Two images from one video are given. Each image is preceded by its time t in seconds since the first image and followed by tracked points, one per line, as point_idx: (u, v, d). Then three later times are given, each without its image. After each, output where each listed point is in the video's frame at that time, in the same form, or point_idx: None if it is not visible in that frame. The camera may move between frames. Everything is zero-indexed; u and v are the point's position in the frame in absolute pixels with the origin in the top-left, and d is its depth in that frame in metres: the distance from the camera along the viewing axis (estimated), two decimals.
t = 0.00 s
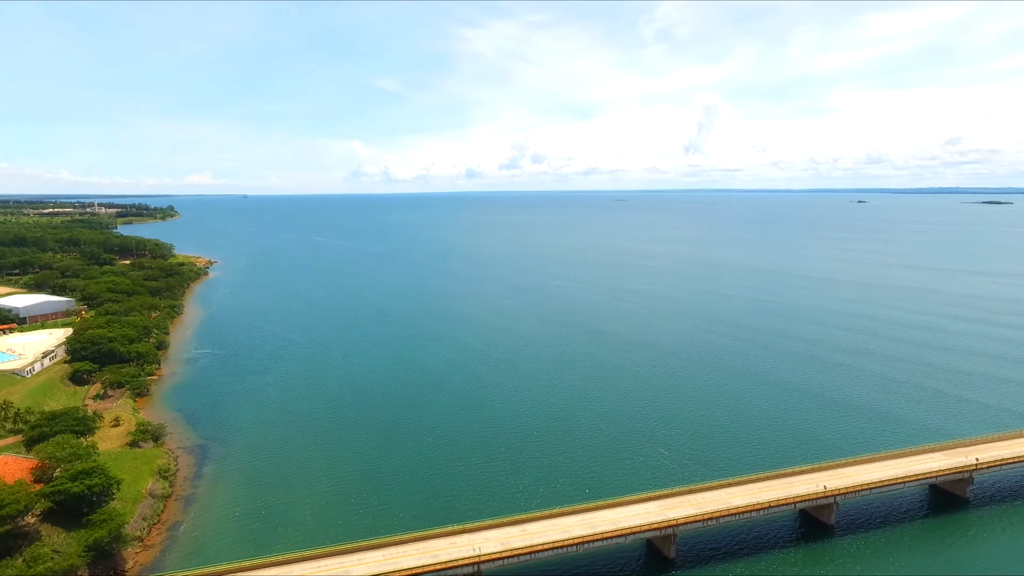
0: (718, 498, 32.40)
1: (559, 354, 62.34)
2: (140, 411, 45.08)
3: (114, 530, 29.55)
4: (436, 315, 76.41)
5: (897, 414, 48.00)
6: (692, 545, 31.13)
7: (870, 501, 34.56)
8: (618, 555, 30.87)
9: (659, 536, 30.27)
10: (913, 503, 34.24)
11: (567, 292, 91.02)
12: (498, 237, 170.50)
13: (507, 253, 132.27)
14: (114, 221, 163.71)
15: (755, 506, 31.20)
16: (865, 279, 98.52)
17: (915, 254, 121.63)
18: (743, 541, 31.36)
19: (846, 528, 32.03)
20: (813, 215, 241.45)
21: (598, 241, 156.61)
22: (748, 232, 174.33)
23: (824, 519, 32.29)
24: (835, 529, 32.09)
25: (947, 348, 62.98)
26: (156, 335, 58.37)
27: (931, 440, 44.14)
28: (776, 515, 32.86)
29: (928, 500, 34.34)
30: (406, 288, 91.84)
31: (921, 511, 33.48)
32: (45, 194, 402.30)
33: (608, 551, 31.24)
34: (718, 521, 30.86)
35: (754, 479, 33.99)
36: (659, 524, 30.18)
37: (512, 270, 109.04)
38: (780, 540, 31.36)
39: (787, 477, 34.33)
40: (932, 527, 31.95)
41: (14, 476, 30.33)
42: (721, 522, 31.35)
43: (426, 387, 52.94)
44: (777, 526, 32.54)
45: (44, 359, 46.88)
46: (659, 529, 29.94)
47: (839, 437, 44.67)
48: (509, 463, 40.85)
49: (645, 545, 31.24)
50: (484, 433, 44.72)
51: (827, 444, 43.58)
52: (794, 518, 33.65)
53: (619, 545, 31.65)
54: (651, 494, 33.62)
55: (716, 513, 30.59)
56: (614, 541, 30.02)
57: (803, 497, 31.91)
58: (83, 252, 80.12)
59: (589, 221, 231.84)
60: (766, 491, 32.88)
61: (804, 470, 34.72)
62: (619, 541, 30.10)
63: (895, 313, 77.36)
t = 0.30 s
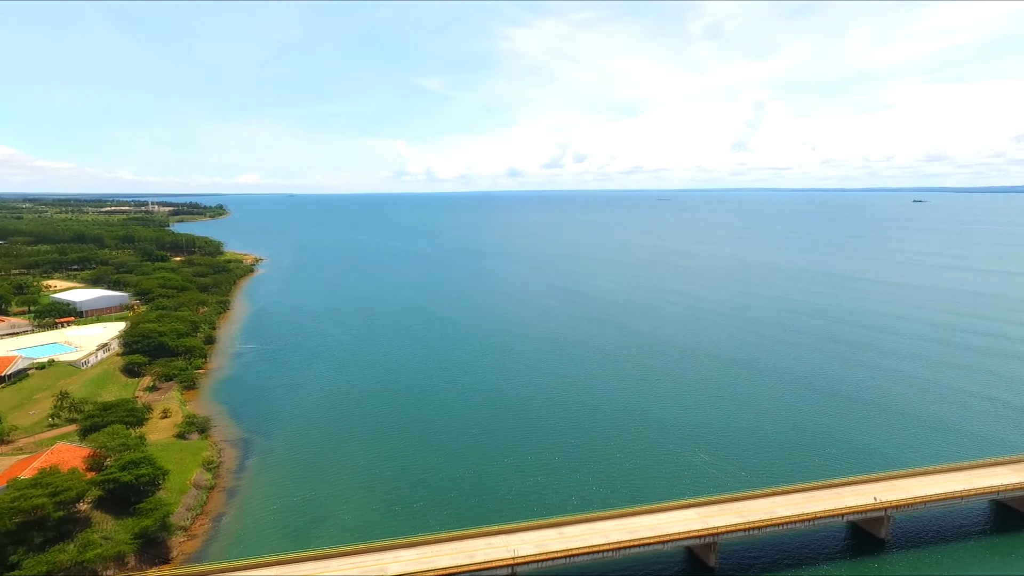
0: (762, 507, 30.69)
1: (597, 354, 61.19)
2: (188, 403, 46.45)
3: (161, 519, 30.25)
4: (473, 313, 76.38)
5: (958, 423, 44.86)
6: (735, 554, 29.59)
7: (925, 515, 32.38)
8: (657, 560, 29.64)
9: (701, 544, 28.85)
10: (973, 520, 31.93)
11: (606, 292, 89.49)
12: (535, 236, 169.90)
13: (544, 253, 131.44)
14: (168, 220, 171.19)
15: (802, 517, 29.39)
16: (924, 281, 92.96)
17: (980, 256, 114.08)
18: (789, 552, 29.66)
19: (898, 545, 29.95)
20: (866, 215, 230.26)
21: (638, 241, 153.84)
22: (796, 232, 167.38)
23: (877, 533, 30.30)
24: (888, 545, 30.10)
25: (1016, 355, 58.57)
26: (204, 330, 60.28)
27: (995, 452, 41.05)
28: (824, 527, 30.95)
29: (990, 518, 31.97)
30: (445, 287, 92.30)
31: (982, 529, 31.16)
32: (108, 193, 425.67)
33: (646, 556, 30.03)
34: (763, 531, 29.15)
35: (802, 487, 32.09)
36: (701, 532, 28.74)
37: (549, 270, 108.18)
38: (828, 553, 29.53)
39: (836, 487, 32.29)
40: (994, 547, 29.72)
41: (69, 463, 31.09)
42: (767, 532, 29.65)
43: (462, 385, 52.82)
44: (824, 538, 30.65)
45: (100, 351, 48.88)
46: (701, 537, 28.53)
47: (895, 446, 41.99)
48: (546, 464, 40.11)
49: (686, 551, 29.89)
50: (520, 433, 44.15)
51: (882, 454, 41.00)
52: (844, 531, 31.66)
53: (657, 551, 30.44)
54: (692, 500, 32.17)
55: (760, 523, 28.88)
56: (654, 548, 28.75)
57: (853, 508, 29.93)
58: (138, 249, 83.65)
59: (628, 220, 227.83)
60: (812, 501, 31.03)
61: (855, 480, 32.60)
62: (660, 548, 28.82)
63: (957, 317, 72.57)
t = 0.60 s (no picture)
0: (797, 516, 29.20)
1: (626, 356, 59.98)
2: (221, 399, 47.19)
3: (192, 513, 30.68)
4: (501, 313, 76.00)
5: (1010, 433, 42.20)
6: (769, 565, 28.17)
7: (971, 530, 30.48)
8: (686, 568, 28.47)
9: (733, 553, 27.59)
10: None
11: (636, 292, 87.95)
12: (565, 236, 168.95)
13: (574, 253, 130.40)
14: (207, 219, 176.44)
15: (840, 527, 27.82)
16: (974, 283, 88.22)
17: None
18: (826, 563, 28.10)
19: (943, 560, 28.20)
20: (911, 215, 220.82)
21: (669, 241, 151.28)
22: (835, 232, 161.49)
23: (920, 547, 28.58)
24: (932, 560, 28.37)
25: None
26: (237, 327, 61.43)
27: None
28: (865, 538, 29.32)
29: None
30: (473, 286, 92.25)
31: None
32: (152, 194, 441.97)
33: (675, 564, 28.87)
34: (798, 541, 27.69)
35: (841, 496, 30.41)
36: (734, 540, 27.45)
37: (578, 270, 107.11)
38: (867, 566, 27.95)
39: (877, 497, 30.50)
40: None
41: (106, 455, 31.67)
42: (802, 543, 28.17)
43: (489, 385, 52.47)
44: (863, 550, 29.06)
45: (138, 347, 50.18)
46: (733, 545, 27.27)
47: (943, 456, 39.70)
48: (573, 467, 39.26)
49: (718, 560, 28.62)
50: (546, 435, 43.40)
51: (928, 464, 38.81)
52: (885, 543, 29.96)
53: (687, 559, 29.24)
54: (723, 507, 30.84)
55: (796, 533, 27.38)
56: (684, 556, 27.57)
57: (893, 520, 28.27)
58: (177, 247, 86.11)
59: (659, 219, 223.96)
60: (850, 511, 29.41)
61: (897, 490, 30.74)
62: (690, 556, 27.63)
63: (1011, 321, 68.52)
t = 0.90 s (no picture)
0: (827, 524, 27.90)
1: (650, 357, 58.93)
2: (245, 396, 47.67)
3: (215, 510, 30.38)
4: (523, 313, 75.59)
5: None
6: None
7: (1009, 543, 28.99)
8: None
9: (759, 562, 26.50)
10: None
11: (660, 293, 86.64)
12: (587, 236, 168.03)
13: (596, 253, 129.40)
14: (235, 219, 180.21)
15: (873, 538, 26.47)
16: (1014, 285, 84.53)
17: None
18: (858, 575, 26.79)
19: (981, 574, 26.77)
20: (947, 215, 213.51)
21: (694, 241, 149.10)
22: (866, 233, 156.81)
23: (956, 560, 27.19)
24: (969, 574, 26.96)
25: None
26: (262, 325, 62.17)
27: None
28: (897, 549, 27.96)
29: None
30: (495, 286, 92.05)
31: None
32: (184, 195, 454.02)
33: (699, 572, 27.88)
34: (828, 550, 26.46)
35: (871, 505, 29.02)
36: (760, 549, 26.32)
37: (601, 270, 106.13)
38: None
39: (911, 507, 29.07)
40: None
41: (131, 452, 31.49)
42: (833, 553, 26.91)
43: (509, 386, 52.03)
44: (896, 560, 27.70)
45: (165, 344, 51.07)
46: (760, 554, 26.16)
47: (982, 464, 37.85)
48: (595, 470, 38.50)
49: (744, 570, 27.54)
50: (567, 437, 42.71)
51: (968, 473, 37.00)
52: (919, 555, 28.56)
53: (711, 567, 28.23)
54: (750, 514, 29.68)
55: (826, 543, 26.14)
56: (709, 564, 26.54)
57: (928, 530, 26.88)
58: (205, 245, 87.74)
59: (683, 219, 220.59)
60: (882, 520, 28.05)
61: (932, 499, 29.24)
62: (715, 564, 26.58)
63: None
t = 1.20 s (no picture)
0: (856, 534, 26.66)
1: (673, 359, 57.75)
2: (267, 395, 47.85)
3: (235, 509, 30.23)
4: (543, 313, 74.95)
5: None
6: None
7: None
8: None
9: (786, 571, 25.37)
10: None
11: (682, 293, 85.15)
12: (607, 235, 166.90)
13: (617, 253, 128.20)
14: (259, 219, 183.03)
15: (905, 549, 25.19)
16: None
17: None
18: None
19: None
20: (981, 216, 206.39)
21: (717, 241, 146.96)
22: (897, 233, 152.33)
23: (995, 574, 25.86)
24: None
25: None
26: (285, 324, 62.60)
27: None
28: (931, 560, 26.66)
29: None
30: (515, 286, 91.58)
31: None
32: (211, 195, 463.96)
33: None
34: (859, 562, 25.23)
35: (904, 514, 27.68)
36: (788, 559, 25.17)
37: (622, 270, 105.00)
38: None
39: (945, 517, 27.69)
40: None
41: (154, 449, 31.10)
42: (863, 564, 25.66)
43: (529, 386, 51.42)
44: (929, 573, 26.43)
45: (189, 342, 51.50)
46: (787, 564, 25.02)
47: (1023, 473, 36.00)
48: (616, 473, 37.63)
49: None
50: (588, 439, 41.87)
51: (1009, 483, 35.23)
52: (953, 567, 27.26)
53: None
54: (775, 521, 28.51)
55: (857, 553, 24.94)
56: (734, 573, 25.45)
57: (966, 542, 25.52)
58: (229, 245, 88.91)
59: (705, 220, 217.50)
60: (915, 530, 26.74)
61: (967, 509, 27.82)
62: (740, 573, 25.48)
63: None
